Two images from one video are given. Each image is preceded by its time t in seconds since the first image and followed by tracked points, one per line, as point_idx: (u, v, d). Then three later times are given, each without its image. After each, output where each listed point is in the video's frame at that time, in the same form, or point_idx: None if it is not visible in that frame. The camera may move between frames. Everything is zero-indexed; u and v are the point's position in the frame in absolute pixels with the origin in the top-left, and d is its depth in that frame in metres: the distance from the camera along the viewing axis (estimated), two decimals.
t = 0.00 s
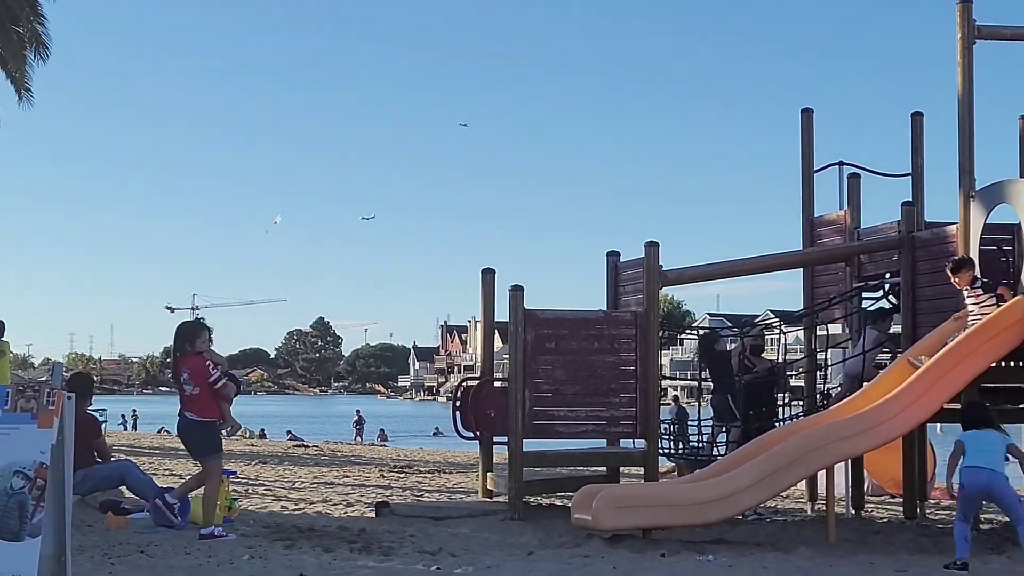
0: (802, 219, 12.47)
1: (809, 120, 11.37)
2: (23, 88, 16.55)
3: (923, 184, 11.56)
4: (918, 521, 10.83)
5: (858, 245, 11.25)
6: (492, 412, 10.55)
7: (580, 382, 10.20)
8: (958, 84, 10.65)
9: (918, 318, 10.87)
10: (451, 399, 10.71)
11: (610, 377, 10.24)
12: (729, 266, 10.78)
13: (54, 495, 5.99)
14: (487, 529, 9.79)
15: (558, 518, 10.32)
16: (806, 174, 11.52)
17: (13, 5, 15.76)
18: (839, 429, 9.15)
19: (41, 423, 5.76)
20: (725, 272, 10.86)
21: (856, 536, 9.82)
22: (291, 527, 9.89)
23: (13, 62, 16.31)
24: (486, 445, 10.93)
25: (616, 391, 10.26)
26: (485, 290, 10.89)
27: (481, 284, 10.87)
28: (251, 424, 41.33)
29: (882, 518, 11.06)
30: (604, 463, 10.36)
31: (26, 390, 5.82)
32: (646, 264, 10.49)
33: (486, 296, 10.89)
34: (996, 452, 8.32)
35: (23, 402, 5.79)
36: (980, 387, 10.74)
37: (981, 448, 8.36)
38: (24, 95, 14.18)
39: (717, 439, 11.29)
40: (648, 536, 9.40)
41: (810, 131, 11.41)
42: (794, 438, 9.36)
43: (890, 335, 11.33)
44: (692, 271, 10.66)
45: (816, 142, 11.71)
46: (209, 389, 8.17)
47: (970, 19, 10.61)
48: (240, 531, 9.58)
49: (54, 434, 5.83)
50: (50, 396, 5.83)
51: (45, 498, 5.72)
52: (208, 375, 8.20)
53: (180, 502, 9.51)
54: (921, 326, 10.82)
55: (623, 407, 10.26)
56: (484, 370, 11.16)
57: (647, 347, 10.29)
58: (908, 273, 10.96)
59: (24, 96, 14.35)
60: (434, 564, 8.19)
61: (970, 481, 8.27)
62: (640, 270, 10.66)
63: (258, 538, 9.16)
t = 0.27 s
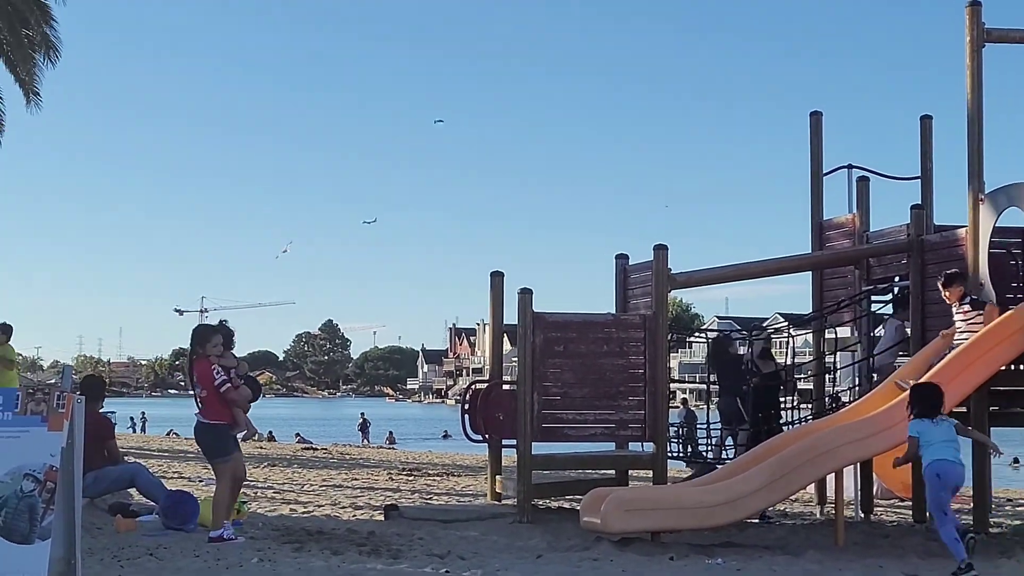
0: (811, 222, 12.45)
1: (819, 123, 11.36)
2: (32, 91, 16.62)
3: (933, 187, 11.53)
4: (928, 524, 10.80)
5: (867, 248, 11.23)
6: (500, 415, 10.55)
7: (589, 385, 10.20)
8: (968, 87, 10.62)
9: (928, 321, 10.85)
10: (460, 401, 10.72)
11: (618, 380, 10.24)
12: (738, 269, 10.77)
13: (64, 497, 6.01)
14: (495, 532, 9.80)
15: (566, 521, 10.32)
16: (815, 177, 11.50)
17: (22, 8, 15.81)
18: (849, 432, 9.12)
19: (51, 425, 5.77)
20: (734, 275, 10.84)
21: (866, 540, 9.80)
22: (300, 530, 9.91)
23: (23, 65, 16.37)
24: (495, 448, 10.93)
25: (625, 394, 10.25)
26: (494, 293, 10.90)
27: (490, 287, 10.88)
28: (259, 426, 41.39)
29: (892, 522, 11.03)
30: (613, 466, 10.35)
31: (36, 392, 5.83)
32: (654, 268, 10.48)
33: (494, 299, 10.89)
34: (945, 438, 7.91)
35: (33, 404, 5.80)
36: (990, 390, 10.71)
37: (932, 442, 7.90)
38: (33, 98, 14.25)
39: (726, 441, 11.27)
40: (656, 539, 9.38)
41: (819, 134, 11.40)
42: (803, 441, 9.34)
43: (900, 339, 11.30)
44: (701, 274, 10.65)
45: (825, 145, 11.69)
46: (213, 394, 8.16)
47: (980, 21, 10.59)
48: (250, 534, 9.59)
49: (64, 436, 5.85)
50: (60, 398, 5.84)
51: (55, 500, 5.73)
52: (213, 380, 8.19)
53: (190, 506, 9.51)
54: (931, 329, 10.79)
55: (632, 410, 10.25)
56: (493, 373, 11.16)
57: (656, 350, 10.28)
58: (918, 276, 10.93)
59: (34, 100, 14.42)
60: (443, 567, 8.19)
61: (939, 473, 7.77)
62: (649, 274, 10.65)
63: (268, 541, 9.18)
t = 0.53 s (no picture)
0: (807, 227, 12.47)
1: (814, 128, 11.37)
2: (29, 96, 16.63)
3: (929, 192, 11.55)
4: (923, 530, 10.81)
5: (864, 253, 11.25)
6: (496, 420, 10.56)
7: (585, 390, 10.20)
8: (964, 93, 10.65)
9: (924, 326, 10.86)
10: (456, 406, 10.72)
11: (614, 385, 10.24)
12: (734, 274, 10.78)
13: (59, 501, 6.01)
14: (491, 537, 9.80)
15: (562, 526, 10.32)
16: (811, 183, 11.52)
17: (19, 13, 15.80)
18: (847, 437, 9.13)
19: (46, 430, 5.78)
20: (730, 280, 10.85)
21: (861, 545, 9.81)
22: (296, 535, 9.90)
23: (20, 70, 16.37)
24: (491, 453, 10.93)
25: (621, 399, 10.26)
26: (490, 299, 10.91)
27: (487, 293, 10.89)
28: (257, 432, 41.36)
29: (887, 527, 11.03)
30: (609, 471, 10.35)
31: (31, 397, 5.84)
32: (651, 273, 10.49)
33: (491, 304, 10.90)
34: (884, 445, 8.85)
35: (28, 408, 5.81)
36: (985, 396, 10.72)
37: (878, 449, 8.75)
38: (29, 103, 14.24)
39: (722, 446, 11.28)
40: (652, 544, 9.39)
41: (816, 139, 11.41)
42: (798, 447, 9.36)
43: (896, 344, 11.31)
44: (698, 279, 10.66)
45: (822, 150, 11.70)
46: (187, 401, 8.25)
47: (975, 27, 10.62)
48: (246, 538, 9.59)
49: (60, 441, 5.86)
50: (56, 403, 5.85)
51: (50, 504, 5.74)
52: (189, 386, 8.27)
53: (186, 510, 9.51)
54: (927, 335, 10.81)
55: (628, 415, 10.26)
56: (490, 378, 11.16)
57: (652, 355, 10.29)
58: (914, 282, 10.95)
59: (30, 104, 14.42)
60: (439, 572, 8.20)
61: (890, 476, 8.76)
62: (645, 279, 10.65)
63: (264, 546, 9.17)
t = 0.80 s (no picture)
0: (774, 234, 12.52)
1: (780, 136, 11.42)
2: None
3: (894, 200, 11.62)
4: (887, 536, 10.85)
5: (828, 261, 11.31)
6: (462, 428, 10.54)
7: (551, 398, 10.19)
8: (927, 101, 10.73)
9: (888, 334, 10.92)
10: (422, 414, 10.69)
11: (580, 393, 10.24)
12: (701, 282, 10.79)
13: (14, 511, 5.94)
14: (457, 544, 9.76)
15: (528, 534, 10.30)
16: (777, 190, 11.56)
17: None
18: (815, 443, 9.18)
19: None
20: (696, 288, 10.87)
21: (826, 552, 9.83)
22: (261, 543, 9.83)
23: None
24: (458, 461, 10.90)
25: (587, 407, 10.25)
26: (457, 306, 10.89)
27: (453, 300, 10.87)
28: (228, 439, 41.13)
29: (852, 534, 11.06)
30: (574, 479, 10.34)
31: None
32: (616, 280, 10.50)
33: (458, 312, 10.89)
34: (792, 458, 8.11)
35: None
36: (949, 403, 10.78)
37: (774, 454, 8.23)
38: None
39: (690, 454, 11.29)
40: (617, 551, 9.38)
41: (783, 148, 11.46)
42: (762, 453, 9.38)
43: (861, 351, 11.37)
44: (663, 287, 10.67)
45: (788, 158, 11.75)
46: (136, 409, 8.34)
47: (939, 36, 10.71)
48: (210, 547, 9.51)
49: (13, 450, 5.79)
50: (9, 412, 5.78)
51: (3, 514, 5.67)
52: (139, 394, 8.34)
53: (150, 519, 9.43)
54: (892, 342, 10.87)
55: (593, 423, 10.25)
56: (456, 386, 11.13)
57: (618, 363, 10.29)
58: (879, 289, 11.01)
59: None
60: None
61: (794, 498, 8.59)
62: (611, 286, 10.66)
63: (228, 555, 9.10)
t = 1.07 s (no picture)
0: (714, 235, 12.57)
1: (720, 137, 11.46)
2: None
3: (832, 201, 11.72)
4: (825, 535, 10.92)
5: (767, 262, 11.37)
6: (401, 429, 10.45)
7: (490, 398, 10.14)
8: (865, 103, 10.83)
9: (826, 334, 11.00)
10: (361, 415, 10.58)
11: (519, 393, 10.19)
12: (642, 282, 10.78)
13: None
14: (394, 546, 9.67)
15: (466, 535, 10.23)
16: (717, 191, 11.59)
17: None
18: (750, 442, 9.20)
19: None
20: (637, 288, 10.87)
21: (763, 552, 9.87)
22: (196, 546, 9.66)
23: None
24: (396, 462, 10.81)
25: (525, 407, 10.21)
26: (396, 307, 10.79)
27: (393, 301, 10.77)
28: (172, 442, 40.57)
29: (790, 534, 11.11)
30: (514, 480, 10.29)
31: None
32: (556, 280, 10.46)
33: (396, 313, 10.79)
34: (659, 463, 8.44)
35: None
36: (885, 402, 10.88)
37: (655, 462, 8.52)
38: None
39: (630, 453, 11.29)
40: (555, 552, 9.34)
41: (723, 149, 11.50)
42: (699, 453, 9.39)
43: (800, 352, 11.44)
44: (604, 287, 10.65)
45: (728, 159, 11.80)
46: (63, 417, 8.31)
47: (876, 39, 10.81)
48: (144, 550, 9.33)
49: None
50: None
51: None
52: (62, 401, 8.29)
53: (82, 521, 9.23)
54: (830, 342, 10.95)
55: (532, 423, 10.21)
56: (396, 387, 11.04)
57: (557, 364, 10.26)
58: (817, 290, 11.09)
59: None
60: None
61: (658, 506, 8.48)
62: (551, 287, 10.63)
63: (161, 558, 8.92)
